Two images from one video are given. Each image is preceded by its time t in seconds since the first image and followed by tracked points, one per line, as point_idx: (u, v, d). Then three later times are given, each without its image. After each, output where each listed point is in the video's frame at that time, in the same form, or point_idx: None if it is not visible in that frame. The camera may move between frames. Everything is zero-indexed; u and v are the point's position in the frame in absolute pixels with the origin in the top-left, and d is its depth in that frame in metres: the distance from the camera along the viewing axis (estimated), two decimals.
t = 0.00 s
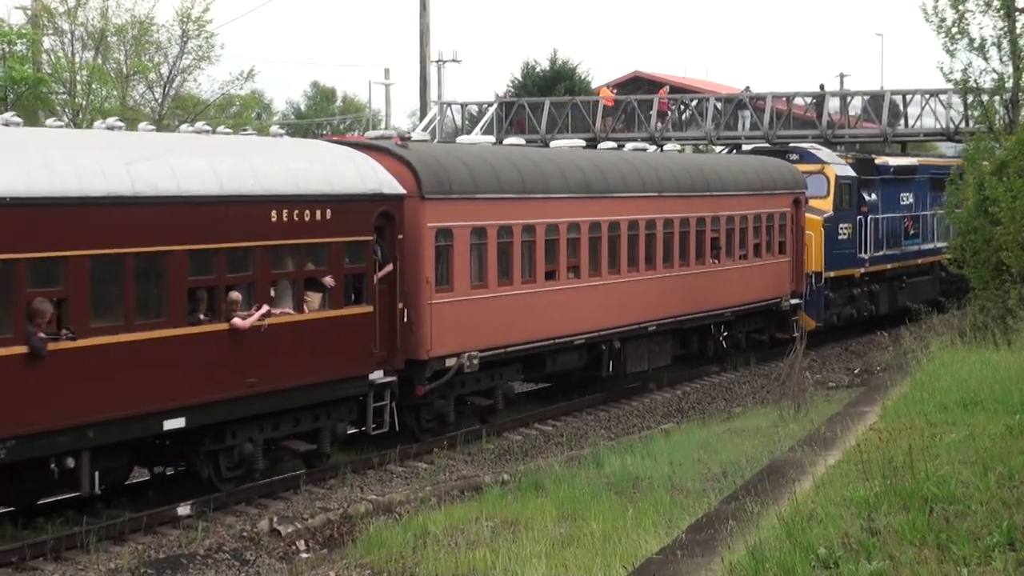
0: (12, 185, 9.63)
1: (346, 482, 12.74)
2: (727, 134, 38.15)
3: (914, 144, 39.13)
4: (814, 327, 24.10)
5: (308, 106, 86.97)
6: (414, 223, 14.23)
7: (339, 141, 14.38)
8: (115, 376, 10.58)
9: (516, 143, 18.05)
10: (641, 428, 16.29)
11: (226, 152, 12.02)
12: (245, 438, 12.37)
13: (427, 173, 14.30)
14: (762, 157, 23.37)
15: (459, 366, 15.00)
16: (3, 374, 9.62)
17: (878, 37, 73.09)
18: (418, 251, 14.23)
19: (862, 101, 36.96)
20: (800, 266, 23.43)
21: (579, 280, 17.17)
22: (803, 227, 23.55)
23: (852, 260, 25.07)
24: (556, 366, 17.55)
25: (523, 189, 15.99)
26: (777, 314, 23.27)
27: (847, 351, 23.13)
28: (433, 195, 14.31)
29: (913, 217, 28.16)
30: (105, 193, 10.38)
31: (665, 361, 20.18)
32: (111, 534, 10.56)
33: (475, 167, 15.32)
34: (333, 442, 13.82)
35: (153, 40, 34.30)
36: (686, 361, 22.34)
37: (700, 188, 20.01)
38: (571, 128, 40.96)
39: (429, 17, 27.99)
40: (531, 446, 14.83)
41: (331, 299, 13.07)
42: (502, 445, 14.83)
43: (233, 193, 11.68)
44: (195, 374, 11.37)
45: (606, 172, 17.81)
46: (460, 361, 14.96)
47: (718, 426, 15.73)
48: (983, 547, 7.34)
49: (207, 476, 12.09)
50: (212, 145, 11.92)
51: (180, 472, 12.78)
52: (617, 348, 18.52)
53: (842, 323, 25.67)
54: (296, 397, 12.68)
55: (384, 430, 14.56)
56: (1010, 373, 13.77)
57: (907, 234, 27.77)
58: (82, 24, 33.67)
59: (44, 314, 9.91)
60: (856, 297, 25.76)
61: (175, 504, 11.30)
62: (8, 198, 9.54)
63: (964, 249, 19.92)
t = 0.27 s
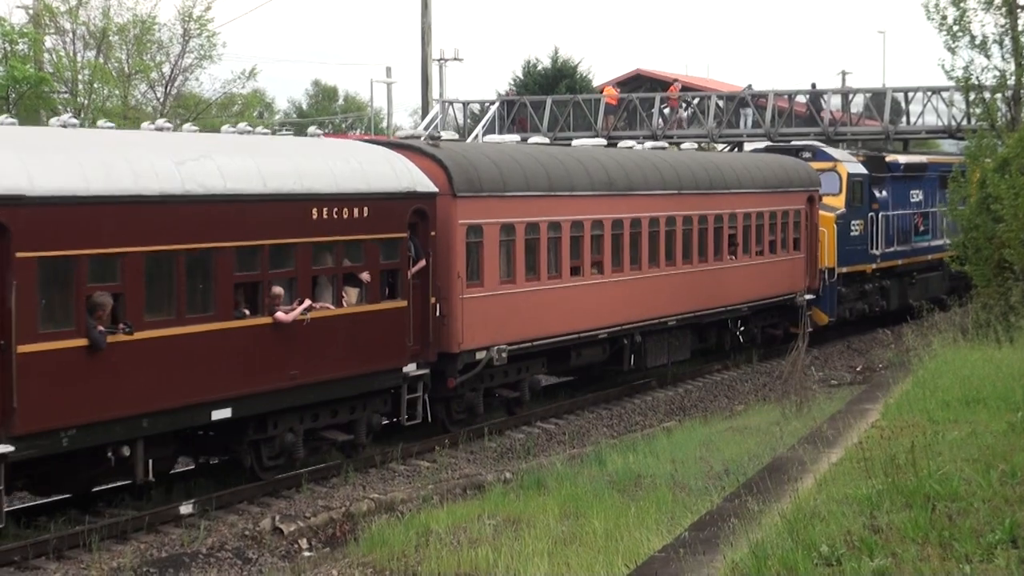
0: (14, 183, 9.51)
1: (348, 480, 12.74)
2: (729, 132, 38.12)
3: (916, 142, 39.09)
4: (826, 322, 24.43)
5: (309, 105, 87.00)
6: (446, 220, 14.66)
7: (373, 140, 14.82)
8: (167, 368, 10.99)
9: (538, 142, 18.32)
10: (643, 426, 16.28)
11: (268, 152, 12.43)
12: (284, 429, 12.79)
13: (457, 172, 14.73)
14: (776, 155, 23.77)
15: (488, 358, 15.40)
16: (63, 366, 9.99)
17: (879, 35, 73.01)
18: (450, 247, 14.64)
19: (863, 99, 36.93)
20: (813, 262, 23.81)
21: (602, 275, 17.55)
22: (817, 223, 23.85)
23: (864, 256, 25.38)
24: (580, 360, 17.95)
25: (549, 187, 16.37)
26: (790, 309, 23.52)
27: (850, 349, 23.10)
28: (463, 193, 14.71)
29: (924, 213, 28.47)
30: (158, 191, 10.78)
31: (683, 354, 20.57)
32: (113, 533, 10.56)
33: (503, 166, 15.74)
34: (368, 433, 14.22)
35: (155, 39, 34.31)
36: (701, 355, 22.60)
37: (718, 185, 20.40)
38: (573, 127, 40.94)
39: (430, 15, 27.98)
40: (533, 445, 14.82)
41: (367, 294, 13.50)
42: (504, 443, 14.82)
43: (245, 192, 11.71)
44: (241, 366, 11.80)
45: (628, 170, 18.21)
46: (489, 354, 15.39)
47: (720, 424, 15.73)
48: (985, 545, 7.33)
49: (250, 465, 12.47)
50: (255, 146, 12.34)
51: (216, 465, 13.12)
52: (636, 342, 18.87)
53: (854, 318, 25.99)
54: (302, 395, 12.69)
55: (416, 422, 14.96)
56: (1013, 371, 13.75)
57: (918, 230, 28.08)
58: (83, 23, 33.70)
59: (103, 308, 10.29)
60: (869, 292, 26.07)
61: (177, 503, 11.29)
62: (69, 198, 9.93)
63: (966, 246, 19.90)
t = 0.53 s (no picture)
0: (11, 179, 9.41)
1: (350, 477, 12.74)
2: (730, 128, 38.11)
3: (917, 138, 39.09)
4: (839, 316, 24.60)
5: (311, 101, 87.05)
6: (476, 215, 14.93)
7: (404, 137, 15.11)
8: (216, 358, 11.36)
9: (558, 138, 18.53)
10: (644, 422, 16.27)
11: (308, 149, 12.78)
12: (323, 418, 13.15)
13: (487, 168, 15.01)
14: (790, 151, 24.06)
15: (516, 350, 15.70)
16: (120, 356, 10.40)
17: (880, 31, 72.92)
18: (481, 241, 14.92)
19: (865, 95, 36.92)
20: (827, 257, 24.10)
21: (625, 269, 17.82)
22: (829, 219, 24.11)
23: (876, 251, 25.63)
24: (602, 351, 18.28)
25: (575, 181, 16.64)
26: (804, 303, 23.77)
27: (851, 345, 23.10)
28: (491, 188, 14.97)
29: (933, 209, 28.72)
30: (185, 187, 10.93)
31: (702, 347, 20.91)
32: (114, 530, 10.55)
33: (530, 161, 16.01)
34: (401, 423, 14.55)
35: (156, 36, 34.35)
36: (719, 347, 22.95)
37: (736, 181, 20.71)
38: (574, 123, 40.92)
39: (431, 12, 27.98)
40: (535, 441, 14.81)
41: (402, 287, 13.80)
42: (506, 439, 14.82)
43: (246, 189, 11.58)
44: (283, 356, 12.16)
45: (649, 166, 18.49)
46: (518, 346, 15.68)
47: (722, 420, 15.74)
48: (987, 541, 7.32)
49: (290, 454, 12.82)
50: (296, 143, 12.69)
51: (252, 455, 13.42)
52: (659, 334, 19.25)
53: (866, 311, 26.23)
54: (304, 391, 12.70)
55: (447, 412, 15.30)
56: (1014, 367, 13.74)
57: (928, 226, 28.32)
58: (84, 20, 33.75)
59: (158, 300, 10.69)
60: (881, 287, 26.31)
61: (178, 500, 11.28)
62: (126, 194, 10.35)
63: (968, 242, 19.88)
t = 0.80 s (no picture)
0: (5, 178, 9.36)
1: (349, 474, 12.74)
2: (729, 125, 38.10)
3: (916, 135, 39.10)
4: (848, 310, 25.13)
5: (310, 98, 87.02)
6: (505, 213, 15.45)
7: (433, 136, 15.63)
8: (260, 348, 11.92)
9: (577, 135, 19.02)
10: (644, 419, 16.27)
11: (347, 148, 13.30)
12: (359, 407, 13.69)
13: (514, 165, 15.54)
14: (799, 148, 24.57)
15: (541, 342, 16.26)
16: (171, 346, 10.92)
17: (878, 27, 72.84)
18: (508, 236, 15.44)
19: (864, 92, 36.94)
20: (837, 252, 24.62)
21: (645, 263, 18.39)
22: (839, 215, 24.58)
23: (885, 246, 26.07)
24: (623, 343, 18.88)
25: (596, 178, 17.18)
26: (814, 296, 24.32)
27: (851, 342, 23.10)
28: (519, 185, 15.51)
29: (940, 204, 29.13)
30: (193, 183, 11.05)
31: (715, 339, 21.45)
32: (114, 528, 10.55)
33: (555, 158, 16.54)
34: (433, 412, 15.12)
35: (155, 34, 34.32)
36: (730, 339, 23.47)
37: (749, 178, 21.27)
38: (573, 120, 40.92)
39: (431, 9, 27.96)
40: (534, 439, 14.82)
41: (434, 281, 14.32)
42: (505, 436, 14.83)
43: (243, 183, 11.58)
44: (323, 347, 12.69)
45: (666, 163, 19.03)
46: (543, 338, 16.24)
47: (721, 417, 15.75)
48: (986, 538, 7.33)
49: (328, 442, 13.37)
50: (336, 142, 13.20)
51: (289, 445, 13.91)
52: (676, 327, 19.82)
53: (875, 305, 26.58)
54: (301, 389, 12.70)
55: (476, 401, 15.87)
56: (1013, 363, 13.75)
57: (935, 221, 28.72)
58: (83, 18, 33.74)
59: (209, 293, 11.29)
60: (890, 281, 26.70)
61: (178, 497, 11.28)
62: (180, 192, 10.89)
63: (967, 239, 19.88)
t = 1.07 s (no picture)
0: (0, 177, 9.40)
1: (349, 473, 12.75)
2: (728, 124, 38.11)
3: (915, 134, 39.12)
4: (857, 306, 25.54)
5: (309, 98, 87.04)
6: (528, 210, 16.05)
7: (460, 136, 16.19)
8: (297, 341, 12.52)
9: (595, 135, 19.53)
10: (643, 418, 16.27)
11: (380, 148, 13.92)
12: (390, 400, 14.28)
13: (537, 164, 16.12)
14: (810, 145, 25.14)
15: (563, 336, 16.83)
16: (216, 338, 11.52)
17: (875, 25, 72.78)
18: (532, 233, 16.03)
19: (862, 90, 36.96)
20: (847, 248, 25.13)
21: (662, 259, 18.92)
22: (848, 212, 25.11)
23: (893, 243, 26.61)
24: (641, 337, 19.43)
25: (616, 175, 17.75)
26: (824, 293, 24.76)
27: (849, 340, 23.11)
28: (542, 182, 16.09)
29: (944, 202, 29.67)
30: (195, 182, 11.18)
31: (729, 334, 22.01)
32: (113, 527, 10.55)
33: (576, 157, 17.12)
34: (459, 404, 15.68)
35: (153, 33, 34.33)
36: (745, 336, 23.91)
37: (762, 176, 21.87)
38: (572, 120, 40.91)
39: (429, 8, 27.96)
40: (533, 438, 14.83)
41: (461, 276, 14.92)
42: (504, 435, 14.83)
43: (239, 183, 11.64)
44: (356, 340, 13.31)
45: (681, 161, 19.57)
46: (566, 332, 16.80)
47: (721, 415, 15.78)
48: (985, 536, 7.33)
49: (361, 432, 14.03)
50: (368, 144, 13.81)
51: (321, 437, 14.44)
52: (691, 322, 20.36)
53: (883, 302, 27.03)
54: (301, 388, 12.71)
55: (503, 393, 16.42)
56: (1012, 362, 13.76)
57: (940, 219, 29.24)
58: (82, 17, 33.74)
59: (251, 289, 11.85)
60: (897, 278, 27.16)
61: (177, 497, 11.28)
62: (226, 190, 11.47)
63: (965, 237, 19.89)
